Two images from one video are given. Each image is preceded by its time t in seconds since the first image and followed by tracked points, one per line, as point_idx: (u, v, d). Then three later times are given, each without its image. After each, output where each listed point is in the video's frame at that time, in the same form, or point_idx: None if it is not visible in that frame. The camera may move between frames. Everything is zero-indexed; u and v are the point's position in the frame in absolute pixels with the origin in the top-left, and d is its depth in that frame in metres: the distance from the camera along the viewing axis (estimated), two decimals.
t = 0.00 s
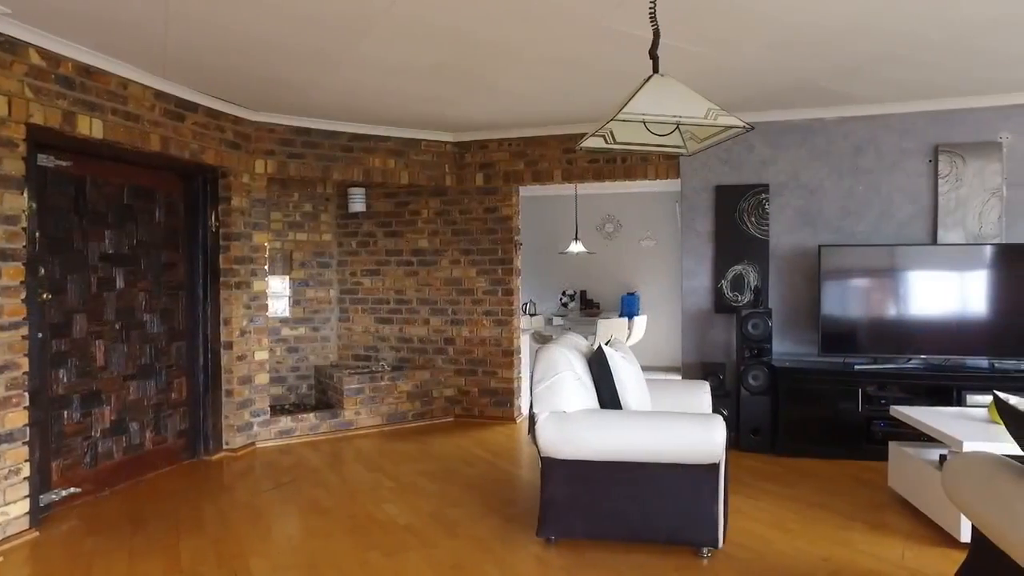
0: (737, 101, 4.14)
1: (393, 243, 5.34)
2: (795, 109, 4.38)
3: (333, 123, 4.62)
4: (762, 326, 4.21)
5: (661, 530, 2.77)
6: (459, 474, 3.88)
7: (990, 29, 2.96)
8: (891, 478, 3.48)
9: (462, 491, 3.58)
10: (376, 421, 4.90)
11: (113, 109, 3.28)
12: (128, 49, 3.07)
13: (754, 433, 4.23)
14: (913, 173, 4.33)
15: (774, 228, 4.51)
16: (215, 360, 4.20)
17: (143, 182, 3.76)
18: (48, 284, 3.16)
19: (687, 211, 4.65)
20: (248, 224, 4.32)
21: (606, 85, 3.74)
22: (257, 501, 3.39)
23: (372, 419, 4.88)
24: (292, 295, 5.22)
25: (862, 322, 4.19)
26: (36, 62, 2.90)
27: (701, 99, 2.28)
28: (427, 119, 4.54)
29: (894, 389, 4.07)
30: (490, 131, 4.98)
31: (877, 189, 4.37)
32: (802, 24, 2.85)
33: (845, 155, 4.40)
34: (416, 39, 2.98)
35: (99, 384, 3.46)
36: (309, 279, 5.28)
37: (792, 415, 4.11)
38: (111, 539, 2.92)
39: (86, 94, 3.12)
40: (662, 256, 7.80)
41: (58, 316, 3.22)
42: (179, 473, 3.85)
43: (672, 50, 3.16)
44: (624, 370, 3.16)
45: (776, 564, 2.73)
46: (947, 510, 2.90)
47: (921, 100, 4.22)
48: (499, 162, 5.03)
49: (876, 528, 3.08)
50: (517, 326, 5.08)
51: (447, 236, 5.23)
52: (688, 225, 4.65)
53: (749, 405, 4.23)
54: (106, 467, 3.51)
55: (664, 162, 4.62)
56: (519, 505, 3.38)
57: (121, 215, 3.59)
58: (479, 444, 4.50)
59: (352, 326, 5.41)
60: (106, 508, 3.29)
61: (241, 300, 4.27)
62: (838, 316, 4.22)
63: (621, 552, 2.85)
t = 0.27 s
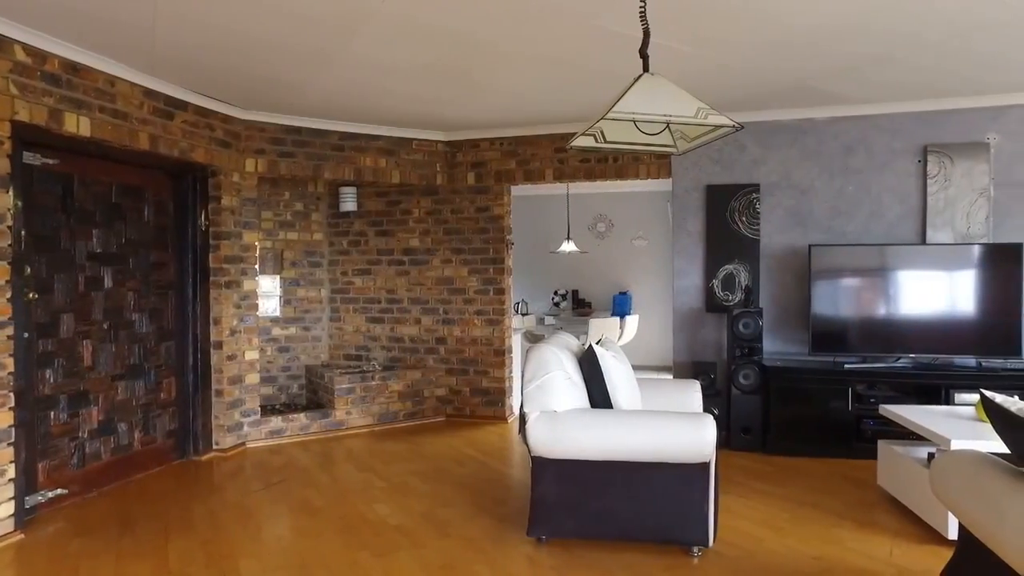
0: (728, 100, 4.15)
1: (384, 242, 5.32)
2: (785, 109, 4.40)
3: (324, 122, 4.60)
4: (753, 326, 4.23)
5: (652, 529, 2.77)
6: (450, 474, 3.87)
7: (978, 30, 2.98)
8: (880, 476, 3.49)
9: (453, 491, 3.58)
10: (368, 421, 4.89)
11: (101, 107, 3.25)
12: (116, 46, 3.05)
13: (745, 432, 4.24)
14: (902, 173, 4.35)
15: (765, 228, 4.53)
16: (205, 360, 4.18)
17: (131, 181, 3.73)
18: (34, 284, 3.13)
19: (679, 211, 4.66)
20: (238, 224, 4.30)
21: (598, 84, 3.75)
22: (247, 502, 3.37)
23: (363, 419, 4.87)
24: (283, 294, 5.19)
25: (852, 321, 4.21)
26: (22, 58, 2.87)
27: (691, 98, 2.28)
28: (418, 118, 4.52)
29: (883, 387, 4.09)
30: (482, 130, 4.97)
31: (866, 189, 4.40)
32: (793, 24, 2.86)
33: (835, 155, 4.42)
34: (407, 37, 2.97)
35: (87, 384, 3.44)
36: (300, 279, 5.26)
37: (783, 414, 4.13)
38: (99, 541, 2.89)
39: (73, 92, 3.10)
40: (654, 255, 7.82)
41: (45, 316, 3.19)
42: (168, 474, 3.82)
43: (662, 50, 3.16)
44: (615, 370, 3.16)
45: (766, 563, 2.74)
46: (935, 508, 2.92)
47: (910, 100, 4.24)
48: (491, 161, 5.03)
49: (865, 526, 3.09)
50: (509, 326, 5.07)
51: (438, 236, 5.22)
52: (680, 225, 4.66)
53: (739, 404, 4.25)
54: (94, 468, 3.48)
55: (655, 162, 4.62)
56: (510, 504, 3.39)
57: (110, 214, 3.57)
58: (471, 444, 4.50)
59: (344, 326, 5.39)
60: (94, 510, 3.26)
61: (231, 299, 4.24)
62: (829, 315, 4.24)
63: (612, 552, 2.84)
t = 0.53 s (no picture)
0: (718, 101, 4.16)
1: (375, 241, 5.31)
2: (775, 109, 4.42)
3: (314, 121, 4.58)
4: (742, 326, 4.25)
5: (641, 528, 2.78)
6: (440, 474, 3.87)
7: (964, 32, 3.00)
8: (868, 475, 3.52)
9: (443, 491, 3.57)
10: (358, 421, 4.88)
11: (88, 105, 3.23)
12: (103, 43, 3.02)
13: (734, 432, 4.26)
14: (890, 174, 4.38)
15: (755, 228, 4.55)
16: (194, 360, 4.16)
17: (119, 179, 3.70)
18: (19, 284, 3.10)
19: (669, 211, 4.68)
20: (227, 223, 4.27)
21: (588, 84, 3.75)
22: (236, 503, 3.36)
23: (354, 419, 4.86)
24: (273, 294, 5.17)
25: (841, 321, 4.24)
26: (7, 56, 2.84)
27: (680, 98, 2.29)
28: (409, 117, 4.52)
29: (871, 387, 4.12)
30: (473, 130, 4.96)
31: (855, 190, 4.42)
32: (781, 25, 2.88)
33: (824, 155, 4.45)
34: (397, 36, 2.96)
35: (74, 384, 3.41)
36: (290, 279, 5.24)
37: (772, 413, 4.15)
38: (85, 543, 2.87)
39: (59, 89, 3.07)
40: (644, 255, 7.84)
41: (30, 316, 3.16)
42: (156, 475, 3.79)
43: (652, 50, 3.17)
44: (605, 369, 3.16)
45: (755, 561, 2.75)
46: (921, 506, 2.95)
47: (898, 101, 4.28)
48: (482, 161, 5.03)
49: (853, 524, 3.11)
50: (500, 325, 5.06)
51: (429, 235, 5.21)
52: (670, 225, 4.67)
53: (729, 404, 4.27)
54: (80, 470, 3.45)
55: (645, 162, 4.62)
56: (500, 504, 3.39)
57: (97, 213, 3.54)
58: (461, 444, 4.49)
59: (334, 326, 5.38)
60: (80, 512, 3.23)
61: (220, 299, 4.22)
62: (818, 315, 4.26)
63: (601, 551, 2.85)
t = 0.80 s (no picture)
0: (708, 101, 4.18)
1: (364, 241, 5.30)
2: (763, 110, 4.45)
3: (303, 120, 4.57)
4: (731, 325, 4.27)
5: (630, 527, 2.79)
6: (430, 474, 3.87)
7: (947, 35, 3.04)
8: (854, 473, 3.54)
9: (432, 491, 3.57)
10: (347, 421, 4.86)
11: (73, 103, 3.20)
12: (89, 41, 3.00)
13: (723, 431, 4.28)
14: (878, 175, 4.42)
15: (743, 228, 4.57)
16: (181, 359, 4.13)
17: (106, 178, 3.68)
18: (3, 283, 3.07)
19: (659, 210, 4.69)
20: (216, 223, 4.25)
21: (578, 84, 3.76)
22: (224, 504, 3.34)
23: (343, 418, 4.84)
24: (262, 294, 5.14)
25: (829, 320, 4.27)
26: None
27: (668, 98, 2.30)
28: (399, 116, 4.51)
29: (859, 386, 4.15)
30: (463, 130, 4.96)
31: (843, 190, 4.45)
32: (768, 27, 2.90)
33: (812, 156, 4.48)
34: (386, 36, 2.96)
35: (59, 385, 3.38)
36: (279, 279, 5.22)
37: (761, 412, 4.17)
38: (70, 545, 2.85)
39: (43, 87, 3.04)
40: (634, 255, 7.86)
41: (14, 316, 3.14)
42: (143, 476, 3.77)
43: (641, 50, 3.18)
44: (594, 369, 3.17)
45: (742, 560, 2.77)
46: (907, 504, 2.97)
47: (885, 103, 4.31)
48: (472, 160, 5.02)
49: (840, 522, 3.14)
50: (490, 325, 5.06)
51: (419, 235, 5.20)
52: (660, 225, 4.69)
53: (718, 403, 4.29)
54: (65, 471, 3.43)
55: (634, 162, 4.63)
56: (490, 503, 3.39)
57: (83, 212, 3.52)
58: (451, 443, 4.49)
59: (323, 326, 5.36)
60: (65, 514, 3.20)
61: (209, 299, 4.20)
62: (807, 314, 4.29)
63: (590, 551, 2.85)
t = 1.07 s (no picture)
0: (696, 102, 4.20)
1: (353, 241, 5.28)
2: (751, 111, 4.47)
3: (291, 118, 4.55)
4: (719, 325, 4.29)
5: (618, 527, 2.80)
6: (419, 474, 3.86)
7: (931, 37, 3.07)
8: (840, 472, 3.57)
9: (421, 491, 3.57)
10: (336, 421, 4.85)
11: (57, 101, 3.17)
12: (72, 38, 2.97)
13: (711, 430, 4.30)
14: (864, 176, 4.45)
15: (731, 228, 4.59)
16: (168, 360, 4.10)
17: (91, 177, 3.65)
18: None
19: (647, 210, 4.71)
20: (203, 222, 4.22)
21: (567, 84, 3.77)
22: (211, 505, 3.32)
23: (332, 419, 4.83)
24: (250, 294, 5.12)
25: (816, 320, 4.30)
26: None
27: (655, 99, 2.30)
28: (388, 116, 4.50)
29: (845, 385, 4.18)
30: (452, 130, 4.96)
31: (829, 191, 4.49)
32: (755, 28, 2.92)
33: (799, 157, 4.51)
34: (374, 35, 2.95)
35: (43, 386, 3.35)
36: (267, 278, 5.19)
37: (748, 411, 4.19)
38: (54, 548, 2.82)
39: (26, 84, 3.01)
40: (623, 255, 7.88)
41: None
42: (129, 478, 3.74)
43: (629, 50, 3.19)
44: (583, 369, 3.18)
45: (729, 558, 2.78)
46: (891, 502, 3.00)
47: (871, 104, 4.35)
48: (461, 160, 5.02)
49: (826, 520, 3.16)
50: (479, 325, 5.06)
51: (408, 235, 5.19)
52: (648, 225, 4.70)
53: (706, 403, 4.31)
54: (49, 473, 3.39)
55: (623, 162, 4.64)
56: (478, 503, 3.39)
57: (67, 211, 3.49)
58: (440, 443, 4.48)
59: (312, 326, 5.34)
60: (49, 516, 3.17)
61: (196, 299, 4.17)
62: (795, 314, 4.32)
63: (578, 550, 2.86)
